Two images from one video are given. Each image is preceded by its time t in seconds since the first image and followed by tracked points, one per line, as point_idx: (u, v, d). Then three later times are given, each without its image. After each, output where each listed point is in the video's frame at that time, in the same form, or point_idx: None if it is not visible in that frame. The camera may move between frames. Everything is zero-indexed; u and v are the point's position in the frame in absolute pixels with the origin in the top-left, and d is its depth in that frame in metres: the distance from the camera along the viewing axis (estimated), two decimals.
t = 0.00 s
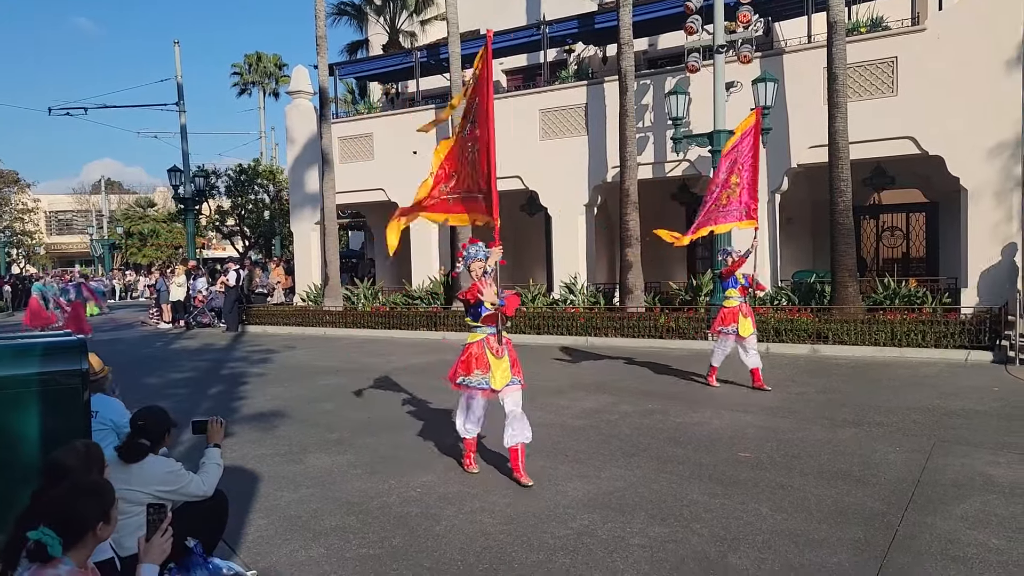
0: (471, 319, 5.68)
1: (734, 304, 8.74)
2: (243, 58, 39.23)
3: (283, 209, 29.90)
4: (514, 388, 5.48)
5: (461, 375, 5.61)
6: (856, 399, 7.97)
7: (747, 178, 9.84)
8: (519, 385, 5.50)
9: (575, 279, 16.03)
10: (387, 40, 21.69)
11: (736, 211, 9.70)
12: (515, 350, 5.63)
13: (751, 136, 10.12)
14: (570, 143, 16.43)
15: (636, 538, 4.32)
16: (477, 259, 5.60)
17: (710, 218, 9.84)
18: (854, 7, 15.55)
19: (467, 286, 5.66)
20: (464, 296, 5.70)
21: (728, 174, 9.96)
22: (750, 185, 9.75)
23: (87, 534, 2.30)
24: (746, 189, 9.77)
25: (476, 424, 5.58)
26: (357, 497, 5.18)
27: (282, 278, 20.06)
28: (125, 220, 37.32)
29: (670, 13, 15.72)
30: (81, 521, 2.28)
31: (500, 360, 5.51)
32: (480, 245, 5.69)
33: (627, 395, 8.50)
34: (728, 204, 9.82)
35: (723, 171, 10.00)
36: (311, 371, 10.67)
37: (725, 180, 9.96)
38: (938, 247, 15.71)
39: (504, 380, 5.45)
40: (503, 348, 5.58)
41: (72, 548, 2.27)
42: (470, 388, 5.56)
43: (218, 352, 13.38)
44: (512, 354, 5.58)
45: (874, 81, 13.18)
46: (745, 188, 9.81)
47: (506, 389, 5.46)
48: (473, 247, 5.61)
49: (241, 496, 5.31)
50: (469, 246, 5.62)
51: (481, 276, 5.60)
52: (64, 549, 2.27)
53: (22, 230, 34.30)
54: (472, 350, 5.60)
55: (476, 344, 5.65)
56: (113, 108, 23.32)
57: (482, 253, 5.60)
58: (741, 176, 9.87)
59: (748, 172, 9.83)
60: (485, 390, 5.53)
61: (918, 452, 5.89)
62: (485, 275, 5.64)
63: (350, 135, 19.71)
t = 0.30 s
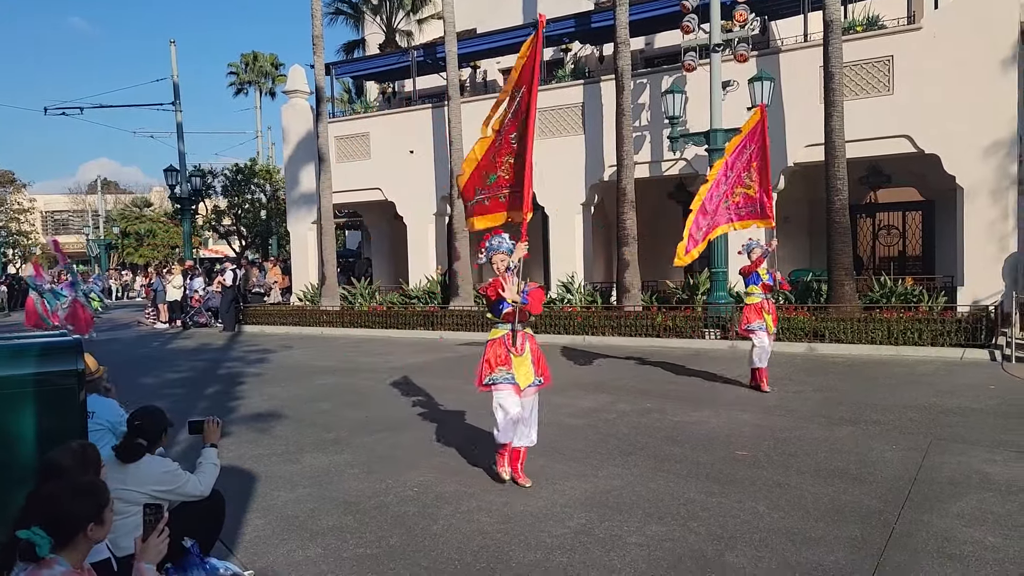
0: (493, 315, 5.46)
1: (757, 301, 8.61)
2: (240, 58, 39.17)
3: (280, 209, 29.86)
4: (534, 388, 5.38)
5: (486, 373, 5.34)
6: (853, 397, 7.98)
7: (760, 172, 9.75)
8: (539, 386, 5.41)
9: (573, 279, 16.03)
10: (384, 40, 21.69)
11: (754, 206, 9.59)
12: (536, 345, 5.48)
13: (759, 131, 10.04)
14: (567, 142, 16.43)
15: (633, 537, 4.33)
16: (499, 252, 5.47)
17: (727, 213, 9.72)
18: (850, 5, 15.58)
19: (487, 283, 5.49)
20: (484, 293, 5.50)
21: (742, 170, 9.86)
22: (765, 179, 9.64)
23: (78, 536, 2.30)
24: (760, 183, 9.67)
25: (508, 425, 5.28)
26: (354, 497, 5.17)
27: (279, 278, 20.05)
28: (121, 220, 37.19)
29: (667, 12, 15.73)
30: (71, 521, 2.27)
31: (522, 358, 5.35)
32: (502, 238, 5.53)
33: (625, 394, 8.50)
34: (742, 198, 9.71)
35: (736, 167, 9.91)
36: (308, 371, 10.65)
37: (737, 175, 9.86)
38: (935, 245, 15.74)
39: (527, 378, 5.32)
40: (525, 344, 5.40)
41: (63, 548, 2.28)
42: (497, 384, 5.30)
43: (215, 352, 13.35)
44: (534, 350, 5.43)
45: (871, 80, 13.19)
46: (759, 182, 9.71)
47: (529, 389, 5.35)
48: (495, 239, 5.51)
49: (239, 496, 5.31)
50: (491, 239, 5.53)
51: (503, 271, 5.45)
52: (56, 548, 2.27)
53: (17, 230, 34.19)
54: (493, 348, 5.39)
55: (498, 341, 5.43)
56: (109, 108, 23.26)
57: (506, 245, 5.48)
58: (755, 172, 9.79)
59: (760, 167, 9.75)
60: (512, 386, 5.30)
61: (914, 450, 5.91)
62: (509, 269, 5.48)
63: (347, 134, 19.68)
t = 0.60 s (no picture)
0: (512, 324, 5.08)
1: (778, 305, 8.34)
2: (234, 58, 39.07)
3: (274, 209, 29.81)
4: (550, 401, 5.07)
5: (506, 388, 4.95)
6: (848, 396, 8.00)
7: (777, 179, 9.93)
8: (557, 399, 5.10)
9: (568, 279, 16.04)
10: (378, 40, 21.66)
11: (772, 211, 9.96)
12: (555, 356, 5.15)
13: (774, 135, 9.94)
14: (561, 142, 16.43)
15: (628, 537, 4.33)
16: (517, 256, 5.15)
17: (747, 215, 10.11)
18: (844, 6, 15.62)
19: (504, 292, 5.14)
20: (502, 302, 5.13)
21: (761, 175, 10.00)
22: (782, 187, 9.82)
23: (69, 538, 2.29)
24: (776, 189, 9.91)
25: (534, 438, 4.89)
26: (349, 498, 5.17)
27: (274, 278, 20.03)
28: (115, 220, 37.10)
29: (662, 12, 15.75)
30: (62, 522, 2.26)
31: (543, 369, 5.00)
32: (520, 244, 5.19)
33: (620, 394, 8.51)
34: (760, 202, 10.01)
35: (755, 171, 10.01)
36: (302, 371, 10.63)
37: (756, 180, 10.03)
38: (928, 245, 15.80)
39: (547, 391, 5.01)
40: (545, 354, 5.05)
41: (54, 550, 2.27)
42: (520, 399, 4.89)
43: (209, 353, 13.31)
44: (552, 362, 5.10)
45: (865, 80, 13.23)
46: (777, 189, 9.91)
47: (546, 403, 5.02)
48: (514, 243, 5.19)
49: (234, 497, 5.29)
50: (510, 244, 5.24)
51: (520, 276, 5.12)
52: (47, 550, 2.26)
53: (10, 231, 34.02)
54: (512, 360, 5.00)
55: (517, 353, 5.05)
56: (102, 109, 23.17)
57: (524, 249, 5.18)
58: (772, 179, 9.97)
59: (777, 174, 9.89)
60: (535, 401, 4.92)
61: (908, 449, 5.93)
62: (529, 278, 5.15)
63: (342, 134, 19.66)
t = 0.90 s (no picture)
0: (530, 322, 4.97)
1: (795, 303, 8.04)
2: (226, 58, 38.94)
3: (267, 209, 29.73)
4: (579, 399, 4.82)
5: (518, 386, 4.82)
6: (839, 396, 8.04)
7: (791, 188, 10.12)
8: (586, 394, 4.84)
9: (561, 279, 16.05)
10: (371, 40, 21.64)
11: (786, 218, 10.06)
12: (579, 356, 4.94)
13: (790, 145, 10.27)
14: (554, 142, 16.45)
15: (621, 536, 4.33)
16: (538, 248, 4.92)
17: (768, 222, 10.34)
18: (835, 6, 15.69)
19: (524, 284, 4.95)
20: (519, 296, 4.98)
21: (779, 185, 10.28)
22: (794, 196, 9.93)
23: (61, 538, 2.27)
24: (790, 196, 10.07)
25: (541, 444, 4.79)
26: (342, 498, 5.15)
27: (267, 278, 19.97)
28: (107, 221, 36.95)
29: (655, 12, 15.78)
30: (52, 523, 2.25)
31: (563, 367, 4.80)
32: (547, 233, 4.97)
33: (613, 394, 8.52)
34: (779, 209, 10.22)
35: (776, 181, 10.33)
36: (295, 372, 10.59)
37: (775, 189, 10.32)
38: (920, 245, 15.88)
39: (569, 390, 4.74)
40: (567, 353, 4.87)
41: (45, 552, 2.25)
42: (531, 401, 4.77)
43: (201, 353, 13.27)
44: (575, 360, 4.91)
45: (856, 80, 13.28)
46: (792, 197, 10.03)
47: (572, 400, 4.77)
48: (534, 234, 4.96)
49: (226, 498, 5.27)
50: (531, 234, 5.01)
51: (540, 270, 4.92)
52: (38, 551, 2.24)
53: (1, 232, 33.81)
54: (533, 358, 4.85)
55: (537, 350, 4.90)
56: (93, 109, 23.05)
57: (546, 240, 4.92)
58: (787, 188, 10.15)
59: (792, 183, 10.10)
60: (547, 402, 4.76)
61: (901, 448, 5.95)
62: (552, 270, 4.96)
63: (335, 134, 19.62)
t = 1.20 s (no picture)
0: (557, 329, 4.69)
1: (819, 305, 7.89)
2: (218, 56, 38.80)
3: (259, 209, 29.65)
4: (611, 412, 4.52)
5: (547, 399, 4.58)
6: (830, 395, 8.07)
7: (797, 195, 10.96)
8: (615, 409, 4.53)
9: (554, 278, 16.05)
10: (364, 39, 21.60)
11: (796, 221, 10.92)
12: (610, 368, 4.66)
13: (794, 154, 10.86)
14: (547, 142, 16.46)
15: (614, 536, 4.33)
16: (567, 251, 4.64)
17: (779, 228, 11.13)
18: (827, 7, 15.75)
19: (555, 288, 4.60)
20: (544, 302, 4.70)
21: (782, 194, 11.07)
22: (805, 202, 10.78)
23: (52, 539, 2.26)
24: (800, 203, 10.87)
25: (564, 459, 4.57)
26: (335, 499, 5.14)
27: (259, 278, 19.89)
28: (98, 221, 36.77)
29: (648, 12, 15.82)
30: (42, 524, 2.24)
31: (593, 377, 4.53)
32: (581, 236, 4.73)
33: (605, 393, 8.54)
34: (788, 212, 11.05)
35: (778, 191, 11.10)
36: (287, 372, 10.56)
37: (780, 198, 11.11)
38: (911, 245, 15.98)
39: (600, 404, 4.47)
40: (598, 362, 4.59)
41: (34, 555, 2.24)
42: (560, 414, 4.52)
43: (193, 354, 13.21)
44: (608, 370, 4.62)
45: (848, 80, 13.33)
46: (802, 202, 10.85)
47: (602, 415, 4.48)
48: (564, 236, 4.70)
49: (218, 499, 5.25)
50: (558, 238, 4.72)
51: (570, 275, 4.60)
52: (29, 552, 2.23)
53: None
54: (562, 369, 4.60)
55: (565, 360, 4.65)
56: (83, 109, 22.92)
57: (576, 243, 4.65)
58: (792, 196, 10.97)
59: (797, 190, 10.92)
60: (577, 415, 4.51)
61: (892, 447, 5.98)
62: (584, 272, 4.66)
63: (327, 134, 19.58)
